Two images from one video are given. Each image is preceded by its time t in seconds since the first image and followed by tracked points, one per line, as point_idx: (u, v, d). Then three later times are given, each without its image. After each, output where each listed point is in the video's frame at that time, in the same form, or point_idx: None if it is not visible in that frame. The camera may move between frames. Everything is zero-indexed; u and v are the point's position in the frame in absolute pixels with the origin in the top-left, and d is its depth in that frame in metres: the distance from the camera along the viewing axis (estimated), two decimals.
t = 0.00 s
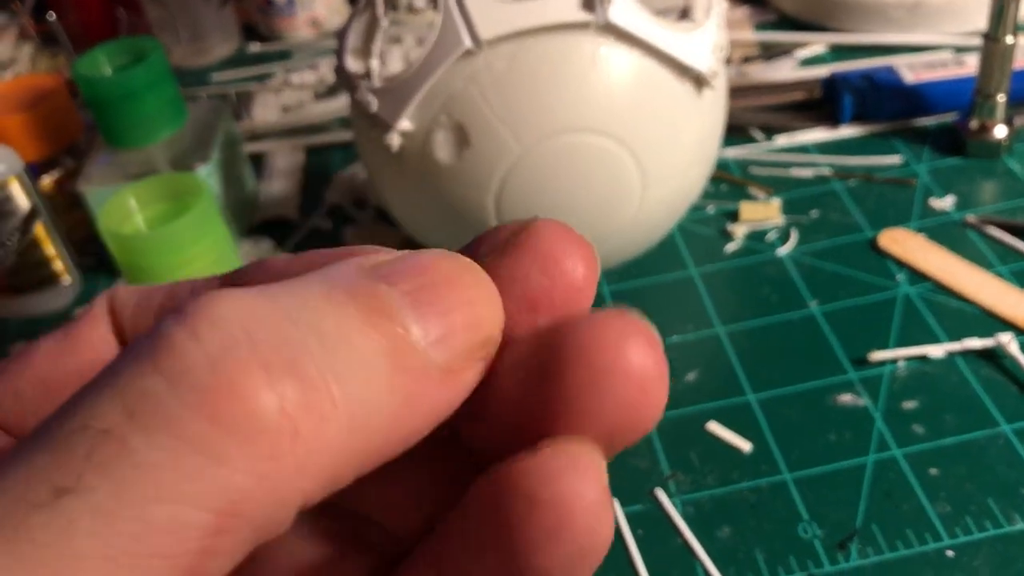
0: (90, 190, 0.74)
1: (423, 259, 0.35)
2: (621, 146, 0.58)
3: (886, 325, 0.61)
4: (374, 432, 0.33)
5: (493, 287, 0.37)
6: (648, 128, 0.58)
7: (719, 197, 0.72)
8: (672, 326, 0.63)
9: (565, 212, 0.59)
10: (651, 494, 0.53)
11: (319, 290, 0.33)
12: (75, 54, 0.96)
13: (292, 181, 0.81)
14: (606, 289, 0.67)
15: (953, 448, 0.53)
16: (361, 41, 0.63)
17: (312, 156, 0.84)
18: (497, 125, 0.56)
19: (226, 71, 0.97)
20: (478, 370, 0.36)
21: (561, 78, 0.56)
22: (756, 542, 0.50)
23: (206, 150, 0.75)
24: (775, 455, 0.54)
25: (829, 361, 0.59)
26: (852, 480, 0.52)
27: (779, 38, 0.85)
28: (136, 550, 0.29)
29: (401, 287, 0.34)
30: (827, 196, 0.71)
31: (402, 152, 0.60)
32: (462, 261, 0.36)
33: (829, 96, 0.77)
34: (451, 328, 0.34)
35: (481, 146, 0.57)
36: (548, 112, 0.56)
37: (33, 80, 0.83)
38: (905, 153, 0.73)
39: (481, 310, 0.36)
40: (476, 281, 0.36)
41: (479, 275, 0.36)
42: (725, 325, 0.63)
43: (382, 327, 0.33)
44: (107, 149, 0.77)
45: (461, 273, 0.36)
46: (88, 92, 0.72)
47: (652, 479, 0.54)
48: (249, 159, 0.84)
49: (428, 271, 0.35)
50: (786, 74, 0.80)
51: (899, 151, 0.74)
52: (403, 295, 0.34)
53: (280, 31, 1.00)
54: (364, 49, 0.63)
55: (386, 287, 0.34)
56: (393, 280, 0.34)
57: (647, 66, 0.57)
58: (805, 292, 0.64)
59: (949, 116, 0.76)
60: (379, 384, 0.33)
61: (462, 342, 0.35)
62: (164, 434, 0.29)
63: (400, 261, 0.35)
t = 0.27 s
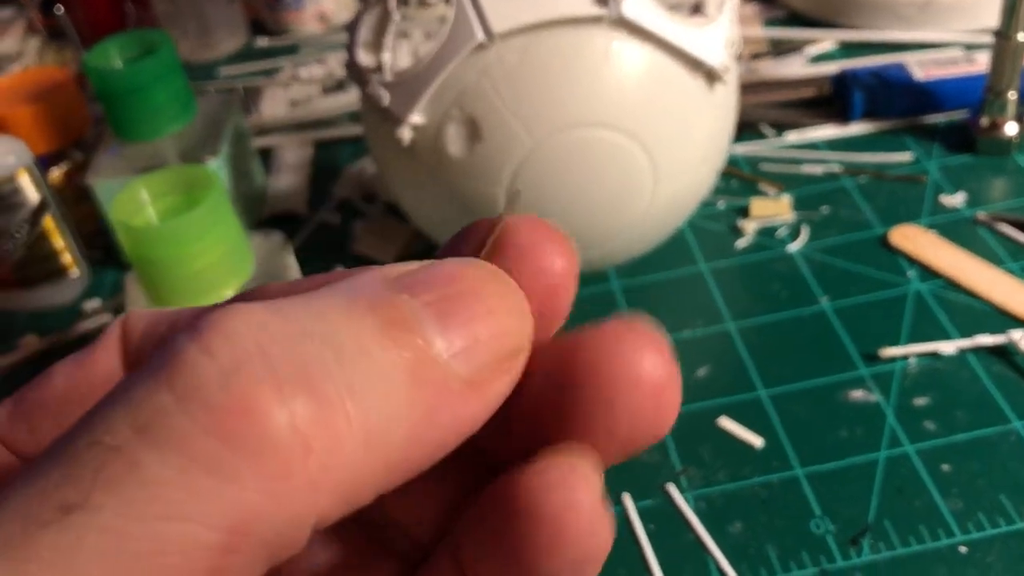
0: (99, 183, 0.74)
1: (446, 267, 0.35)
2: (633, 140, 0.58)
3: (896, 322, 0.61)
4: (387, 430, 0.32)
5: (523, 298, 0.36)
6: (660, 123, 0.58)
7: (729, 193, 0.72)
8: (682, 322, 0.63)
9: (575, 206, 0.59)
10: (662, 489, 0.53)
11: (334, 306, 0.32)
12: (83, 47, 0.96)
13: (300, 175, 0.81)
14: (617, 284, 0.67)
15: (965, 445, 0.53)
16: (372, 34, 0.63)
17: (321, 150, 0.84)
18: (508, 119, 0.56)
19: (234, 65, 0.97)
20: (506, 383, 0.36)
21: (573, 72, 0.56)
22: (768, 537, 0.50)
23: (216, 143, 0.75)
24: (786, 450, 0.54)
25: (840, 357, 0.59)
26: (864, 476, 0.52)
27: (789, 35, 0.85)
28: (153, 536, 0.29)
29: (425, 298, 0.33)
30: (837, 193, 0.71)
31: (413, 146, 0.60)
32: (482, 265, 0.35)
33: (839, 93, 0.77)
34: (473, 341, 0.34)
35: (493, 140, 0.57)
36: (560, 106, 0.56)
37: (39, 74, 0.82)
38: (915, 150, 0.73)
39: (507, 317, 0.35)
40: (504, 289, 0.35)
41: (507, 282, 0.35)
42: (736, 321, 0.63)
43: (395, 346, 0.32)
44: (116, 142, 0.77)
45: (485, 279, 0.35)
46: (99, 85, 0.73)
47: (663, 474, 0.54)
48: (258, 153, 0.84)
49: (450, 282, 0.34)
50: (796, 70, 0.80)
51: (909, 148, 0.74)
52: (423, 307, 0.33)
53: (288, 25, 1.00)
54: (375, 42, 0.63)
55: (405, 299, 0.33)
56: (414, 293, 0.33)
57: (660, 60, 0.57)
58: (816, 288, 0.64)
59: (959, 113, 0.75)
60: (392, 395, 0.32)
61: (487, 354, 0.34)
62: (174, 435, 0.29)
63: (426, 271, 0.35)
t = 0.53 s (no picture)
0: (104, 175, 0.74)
1: (497, 267, 0.33)
2: (640, 135, 0.58)
3: (902, 318, 0.61)
4: (428, 449, 0.32)
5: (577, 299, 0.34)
6: (667, 117, 0.58)
7: (734, 188, 0.72)
8: (687, 317, 0.64)
9: (582, 201, 0.59)
10: (667, 483, 0.53)
11: (383, 322, 0.32)
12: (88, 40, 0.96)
13: (306, 169, 0.81)
14: (622, 278, 0.67)
15: (970, 441, 0.53)
16: (379, 28, 0.63)
17: (326, 144, 0.84)
18: (515, 113, 0.56)
19: (239, 59, 0.97)
20: (552, 389, 0.35)
21: (580, 66, 0.56)
22: (773, 531, 0.50)
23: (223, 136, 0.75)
24: (791, 445, 0.54)
25: (845, 353, 0.59)
26: (870, 471, 0.52)
27: (795, 32, 0.85)
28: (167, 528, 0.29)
29: (473, 307, 0.32)
30: (842, 189, 0.71)
31: (419, 139, 0.60)
32: (534, 262, 0.34)
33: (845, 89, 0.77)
34: (521, 351, 0.33)
35: (500, 134, 0.57)
36: (567, 100, 0.56)
37: (45, 66, 0.82)
38: (921, 147, 0.73)
39: (555, 322, 0.33)
40: (555, 290, 0.33)
41: (561, 283, 0.34)
42: (741, 316, 0.63)
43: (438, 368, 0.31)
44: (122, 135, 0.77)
45: (537, 281, 0.33)
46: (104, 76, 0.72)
47: (668, 468, 0.54)
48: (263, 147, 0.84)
49: (498, 287, 0.33)
50: (802, 67, 0.80)
51: (915, 144, 0.74)
52: (468, 317, 0.32)
53: (293, 19, 1.00)
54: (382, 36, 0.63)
55: (451, 309, 0.32)
56: (461, 300, 0.32)
57: (667, 54, 0.57)
58: (822, 284, 0.64)
59: (965, 110, 0.75)
60: (434, 414, 0.31)
61: (531, 363, 0.33)
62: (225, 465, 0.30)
63: (478, 269, 0.34)
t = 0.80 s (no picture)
0: (114, 174, 0.74)
1: (488, 277, 0.35)
2: (649, 136, 0.58)
3: (909, 320, 0.61)
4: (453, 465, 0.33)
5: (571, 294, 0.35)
6: (676, 119, 0.58)
7: (742, 189, 0.73)
8: (695, 318, 0.64)
9: (589, 201, 0.59)
10: (676, 483, 0.54)
11: (383, 355, 0.33)
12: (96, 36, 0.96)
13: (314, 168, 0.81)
14: (630, 279, 0.68)
15: (978, 442, 0.54)
16: (390, 28, 0.63)
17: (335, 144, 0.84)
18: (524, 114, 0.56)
19: (247, 58, 0.97)
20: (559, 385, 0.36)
21: (590, 68, 0.56)
22: (781, 531, 0.51)
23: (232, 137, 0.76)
24: (799, 446, 0.55)
25: (853, 354, 0.59)
26: (878, 472, 0.53)
27: (801, 34, 0.85)
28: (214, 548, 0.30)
29: (469, 323, 0.34)
30: (849, 191, 0.71)
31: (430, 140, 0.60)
32: (525, 265, 0.35)
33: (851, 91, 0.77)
34: (525, 355, 0.34)
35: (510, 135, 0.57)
36: (577, 102, 0.56)
37: (54, 63, 0.83)
38: (927, 149, 0.74)
39: (553, 320, 0.34)
40: (548, 290, 0.35)
41: (554, 285, 0.35)
42: (749, 317, 0.63)
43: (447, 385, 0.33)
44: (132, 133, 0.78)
45: (529, 286, 0.34)
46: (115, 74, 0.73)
47: (677, 468, 0.55)
48: (272, 146, 0.84)
49: (491, 298, 0.34)
50: (808, 67, 0.80)
51: (921, 147, 0.74)
52: (465, 335, 0.33)
53: (300, 19, 1.00)
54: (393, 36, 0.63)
55: (446, 330, 0.33)
56: (457, 321, 0.34)
57: (676, 56, 0.57)
58: (829, 285, 0.64)
59: (971, 112, 0.76)
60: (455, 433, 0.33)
61: (535, 362, 0.34)
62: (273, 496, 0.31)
63: (474, 278, 0.35)
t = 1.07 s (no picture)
0: (123, 176, 0.75)
1: (464, 292, 0.36)
2: (656, 139, 0.58)
3: (915, 322, 0.61)
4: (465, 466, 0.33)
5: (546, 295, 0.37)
6: (683, 121, 0.58)
7: (747, 192, 0.73)
8: (701, 320, 0.64)
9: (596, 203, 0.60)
10: (682, 485, 0.54)
11: (373, 367, 0.35)
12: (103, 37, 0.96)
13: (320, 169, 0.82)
14: (636, 283, 0.68)
15: (983, 445, 0.54)
16: (398, 30, 0.64)
17: (341, 146, 0.84)
18: (532, 116, 0.57)
19: (253, 60, 0.98)
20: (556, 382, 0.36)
21: (598, 71, 0.56)
22: (787, 533, 0.51)
23: (238, 138, 0.77)
24: (805, 448, 0.55)
25: (858, 357, 0.60)
26: (883, 474, 0.53)
27: (807, 36, 0.85)
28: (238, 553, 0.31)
29: (445, 334, 0.35)
30: (854, 194, 0.72)
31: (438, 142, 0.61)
32: (499, 274, 0.37)
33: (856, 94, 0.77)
34: (507, 350, 0.35)
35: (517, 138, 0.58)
36: (585, 105, 0.56)
37: (62, 64, 0.83)
38: (932, 152, 0.74)
39: (531, 317, 0.36)
40: (522, 291, 0.36)
41: (528, 288, 0.36)
42: (754, 319, 0.64)
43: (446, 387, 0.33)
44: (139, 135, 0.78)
45: (503, 290, 0.36)
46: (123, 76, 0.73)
47: (683, 470, 0.55)
48: (278, 147, 0.84)
49: (468, 306, 0.36)
50: (814, 69, 0.80)
51: (926, 150, 0.74)
52: (446, 343, 0.35)
53: (306, 20, 1.00)
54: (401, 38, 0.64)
55: (428, 342, 0.35)
56: (437, 334, 0.35)
57: (683, 59, 0.57)
58: (834, 288, 0.65)
59: (976, 115, 0.76)
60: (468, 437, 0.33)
61: (517, 356, 0.35)
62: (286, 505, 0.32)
63: (447, 296, 0.37)
